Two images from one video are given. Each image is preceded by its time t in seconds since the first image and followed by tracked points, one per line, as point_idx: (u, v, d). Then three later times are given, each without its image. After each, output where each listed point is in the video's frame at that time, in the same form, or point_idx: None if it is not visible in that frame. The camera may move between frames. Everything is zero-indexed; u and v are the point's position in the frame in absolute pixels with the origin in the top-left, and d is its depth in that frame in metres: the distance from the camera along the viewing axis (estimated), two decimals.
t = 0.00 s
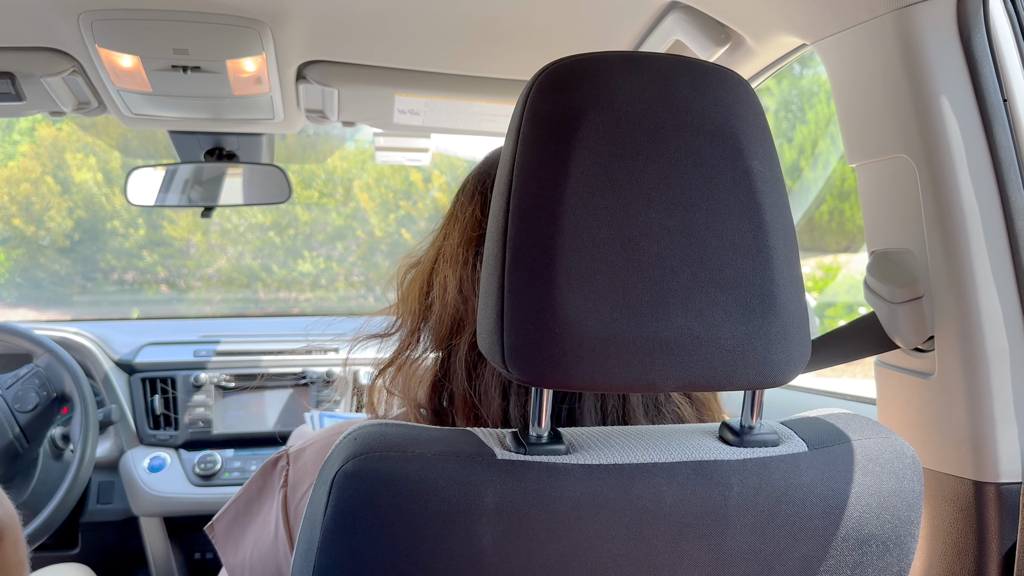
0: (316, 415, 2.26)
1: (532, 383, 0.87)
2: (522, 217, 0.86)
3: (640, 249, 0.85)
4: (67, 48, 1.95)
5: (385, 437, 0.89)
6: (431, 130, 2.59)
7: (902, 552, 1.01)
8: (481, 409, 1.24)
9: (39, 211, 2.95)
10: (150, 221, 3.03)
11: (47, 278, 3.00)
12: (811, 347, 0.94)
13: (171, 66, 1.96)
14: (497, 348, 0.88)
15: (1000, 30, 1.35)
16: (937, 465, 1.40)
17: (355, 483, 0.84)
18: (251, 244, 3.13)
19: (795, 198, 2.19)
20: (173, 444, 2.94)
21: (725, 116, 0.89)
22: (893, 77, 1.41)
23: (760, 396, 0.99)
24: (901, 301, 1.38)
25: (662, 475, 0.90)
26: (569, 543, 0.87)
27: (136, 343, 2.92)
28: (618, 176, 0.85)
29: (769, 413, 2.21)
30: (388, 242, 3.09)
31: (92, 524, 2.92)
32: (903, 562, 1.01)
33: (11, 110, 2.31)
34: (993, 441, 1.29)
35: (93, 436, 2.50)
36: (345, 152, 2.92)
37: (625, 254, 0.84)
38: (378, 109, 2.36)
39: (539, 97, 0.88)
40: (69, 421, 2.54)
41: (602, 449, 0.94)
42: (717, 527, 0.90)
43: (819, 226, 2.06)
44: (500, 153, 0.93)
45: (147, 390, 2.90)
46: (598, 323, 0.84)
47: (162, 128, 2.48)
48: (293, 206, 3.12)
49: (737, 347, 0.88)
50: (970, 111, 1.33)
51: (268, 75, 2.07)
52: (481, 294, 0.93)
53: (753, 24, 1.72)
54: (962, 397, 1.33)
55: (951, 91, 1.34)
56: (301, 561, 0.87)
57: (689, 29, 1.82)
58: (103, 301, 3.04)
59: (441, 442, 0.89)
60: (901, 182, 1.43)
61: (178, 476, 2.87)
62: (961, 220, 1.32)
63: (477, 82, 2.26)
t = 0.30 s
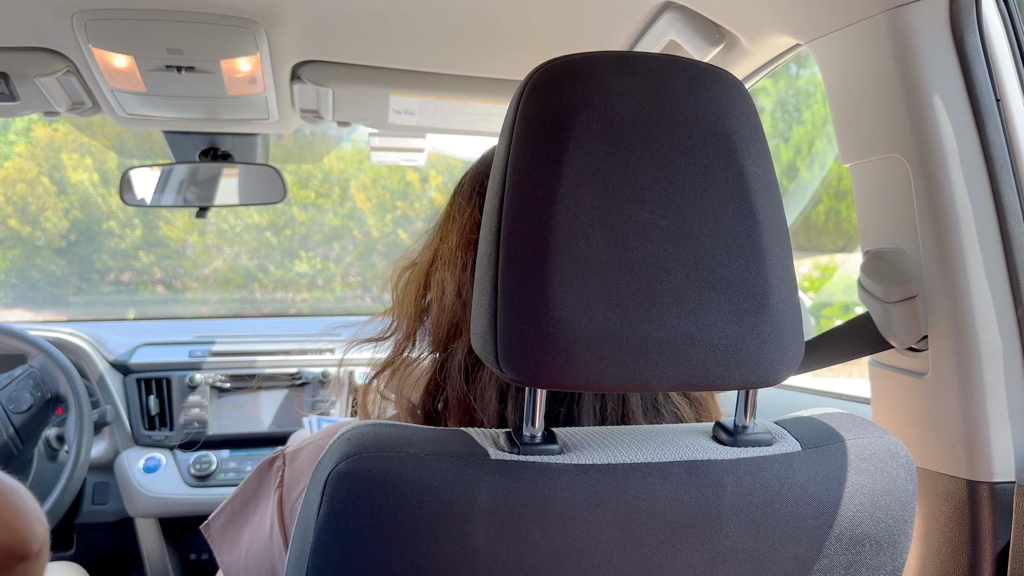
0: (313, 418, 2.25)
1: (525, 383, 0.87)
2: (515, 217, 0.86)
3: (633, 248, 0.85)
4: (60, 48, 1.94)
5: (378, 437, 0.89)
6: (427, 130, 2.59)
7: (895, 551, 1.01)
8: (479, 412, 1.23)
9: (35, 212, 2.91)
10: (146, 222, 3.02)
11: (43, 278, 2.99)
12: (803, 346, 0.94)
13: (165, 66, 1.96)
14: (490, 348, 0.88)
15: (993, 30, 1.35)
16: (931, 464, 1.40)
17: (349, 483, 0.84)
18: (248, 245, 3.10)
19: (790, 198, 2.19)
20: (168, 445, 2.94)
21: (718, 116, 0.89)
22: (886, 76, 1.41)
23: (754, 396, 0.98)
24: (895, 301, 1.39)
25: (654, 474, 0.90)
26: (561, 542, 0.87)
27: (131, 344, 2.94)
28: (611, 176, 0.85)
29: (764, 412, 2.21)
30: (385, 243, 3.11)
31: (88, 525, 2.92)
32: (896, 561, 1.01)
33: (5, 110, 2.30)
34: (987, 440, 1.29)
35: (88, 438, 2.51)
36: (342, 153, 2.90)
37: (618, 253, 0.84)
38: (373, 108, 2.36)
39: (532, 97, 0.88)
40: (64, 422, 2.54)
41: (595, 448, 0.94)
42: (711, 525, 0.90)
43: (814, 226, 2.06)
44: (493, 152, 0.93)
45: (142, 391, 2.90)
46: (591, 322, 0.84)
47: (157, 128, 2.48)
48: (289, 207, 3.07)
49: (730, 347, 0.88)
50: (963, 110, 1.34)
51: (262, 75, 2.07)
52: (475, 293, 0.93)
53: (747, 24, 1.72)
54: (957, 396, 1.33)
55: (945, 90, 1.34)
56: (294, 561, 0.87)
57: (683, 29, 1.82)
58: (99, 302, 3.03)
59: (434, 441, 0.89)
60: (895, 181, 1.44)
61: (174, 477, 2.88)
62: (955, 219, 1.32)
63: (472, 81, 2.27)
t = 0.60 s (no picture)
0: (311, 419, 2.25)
1: (523, 382, 0.87)
2: (513, 215, 0.86)
3: (631, 247, 0.85)
4: (57, 47, 1.94)
5: (376, 437, 0.88)
6: (424, 129, 2.59)
7: (893, 550, 1.00)
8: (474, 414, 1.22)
9: (31, 212, 2.93)
10: (144, 222, 3.01)
11: (39, 278, 2.98)
12: (801, 346, 0.94)
13: (162, 65, 1.95)
14: (488, 347, 0.88)
15: (990, 29, 1.36)
16: (929, 463, 1.40)
17: (347, 483, 0.84)
18: (245, 244, 3.09)
19: (788, 197, 2.18)
20: (165, 446, 2.94)
21: (716, 115, 0.89)
22: (884, 75, 1.41)
23: (752, 395, 0.98)
24: (893, 299, 1.39)
25: (653, 473, 0.90)
26: (560, 542, 0.86)
27: (128, 343, 2.94)
28: (609, 175, 0.85)
29: (760, 411, 2.21)
30: (383, 242, 3.06)
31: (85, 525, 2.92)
32: (894, 560, 1.01)
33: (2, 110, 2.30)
34: (984, 438, 1.30)
35: (84, 438, 2.48)
36: (339, 152, 2.88)
37: (616, 253, 0.84)
38: (370, 108, 2.36)
39: (529, 96, 0.88)
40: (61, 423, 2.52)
41: (593, 448, 0.94)
42: (709, 525, 0.90)
43: (813, 225, 2.06)
44: (491, 152, 0.92)
45: (140, 391, 2.91)
46: (589, 321, 0.84)
47: (154, 128, 2.48)
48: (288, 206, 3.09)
49: (728, 345, 0.88)
50: (960, 108, 1.34)
51: (259, 74, 2.07)
52: (472, 292, 0.93)
53: (744, 23, 1.72)
54: (954, 395, 1.33)
55: (942, 89, 1.34)
56: (291, 562, 0.87)
57: (680, 28, 1.82)
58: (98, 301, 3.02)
59: (432, 441, 0.89)
60: (893, 180, 1.44)
61: (172, 478, 2.88)
62: (953, 218, 1.32)
63: (469, 80, 2.26)
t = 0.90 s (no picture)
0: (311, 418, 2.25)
1: (520, 381, 0.87)
2: (510, 214, 0.86)
3: (628, 246, 0.85)
4: (54, 46, 1.94)
5: (373, 436, 0.88)
6: (422, 128, 2.59)
7: (891, 548, 1.01)
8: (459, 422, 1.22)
9: (29, 211, 2.92)
10: (141, 221, 3.00)
11: (37, 277, 2.98)
12: (798, 345, 0.94)
13: (159, 64, 1.95)
14: (485, 346, 0.88)
15: (987, 27, 1.36)
16: (927, 461, 1.40)
17: (344, 483, 0.84)
18: (243, 244, 3.09)
19: (786, 196, 2.18)
20: (163, 445, 2.95)
21: (713, 113, 0.89)
22: (881, 73, 1.41)
23: (748, 394, 0.98)
24: (890, 298, 1.39)
25: (650, 472, 0.90)
26: (558, 540, 0.86)
27: (125, 343, 2.93)
28: (606, 174, 0.85)
29: (758, 410, 2.21)
30: (381, 241, 3.09)
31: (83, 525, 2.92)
32: (891, 559, 1.01)
33: None
34: (981, 437, 1.30)
35: (84, 437, 2.53)
36: (337, 151, 2.87)
37: (613, 251, 0.84)
38: (368, 107, 2.36)
39: (526, 95, 0.88)
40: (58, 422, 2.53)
41: (590, 447, 0.94)
42: (707, 523, 0.90)
43: (810, 224, 2.06)
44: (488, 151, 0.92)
45: (137, 390, 2.91)
46: (587, 320, 0.84)
47: (151, 127, 2.48)
48: (285, 205, 3.07)
49: (726, 344, 0.88)
50: (957, 108, 1.34)
51: (257, 73, 2.07)
52: (470, 292, 0.93)
53: (741, 22, 1.72)
54: (952, 393, 1.33)
55: (939, 88, 1.34)
56: (289, 562, 0.87)
57: (678, 27, 1.82)
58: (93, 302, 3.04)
59: (429, 440, 0.89)
60: (889, 179, 1.44)
61: (169, 477, 2.88)
62: (950, 217, 1.32)
63: (467, 78, 2.26)
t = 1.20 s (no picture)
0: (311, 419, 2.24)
1: (517, 380, 0.87)
2: (507, 213, 0.86)
3: (626, 244, 0.85)
4: (50, 45, 1.93)
5: (370, 436, 0.88)
6: (420, 127, 2.59)
7: (888, 547, 1.01)
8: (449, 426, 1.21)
9: (26, 211, 2.85)
10: (139, 220, 2.99)
11: (34, 277, 2.95)
12: (795, 343, 0.94)
13: (157, 63, 1.95)
14: (483, 345, 0.88)
15: (984, 26, 1.36)
16: (924, 460, 1.40)
17: (342, 481, 0.84)
18: (241, 243, 3.10)
19: (783, 194, 2.19)
20: (160, 444, 2.94)
21: (710, 112, 0.89)
22: (878, 73, 1.41)
23: (746, 392, 0.98)
24: (887, 297, 1.39)
25: (647, 470, 0.90)
26: (555, 539, 0.86)
27: (122, 342, 2.93)
28: (603, 172, 0.85)
29: (755, 409, 2.21)
30: (379, 240, 3.08)
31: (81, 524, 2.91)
32: (888, 557, 1.01)
33: None
34: (978, 436, 1.30)
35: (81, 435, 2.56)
36: (334, 151, 2.88)
37: (610, 250, 0.84)
38: (366, 106, 2.36)
39: (523, 93, 0.88)
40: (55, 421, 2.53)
41: (588, 445, 0.94)
42: (704, 522, 0.90)
43: (808, 223, 2.06)
44: (485, 150, 0.92)
45: (135, 390, 2.91)
46: (584, 318, 0.84)
47: (148, 125, 2.48)
48: (283, 204, 3.06)
49: (723, 343, 0.88)
50: (955, 108, 1.34)
51: (254, 72, 2.07)
52: (467, 291, 0.93)
53: (739, 21, 1.73)
54: (948, 392, 1.33)
55: (936, 87, 1.34)
56: (287, 561, 0.87)
57: (676, 26, 1.82)
58: (92, 301, 3.04)
59: (426, 439, 0.89)
60: (886, 178, 1.44)
61: (167, 476, 2.89)
62: (947, 216, 1.33)
63: (465, 77, 2.26)
